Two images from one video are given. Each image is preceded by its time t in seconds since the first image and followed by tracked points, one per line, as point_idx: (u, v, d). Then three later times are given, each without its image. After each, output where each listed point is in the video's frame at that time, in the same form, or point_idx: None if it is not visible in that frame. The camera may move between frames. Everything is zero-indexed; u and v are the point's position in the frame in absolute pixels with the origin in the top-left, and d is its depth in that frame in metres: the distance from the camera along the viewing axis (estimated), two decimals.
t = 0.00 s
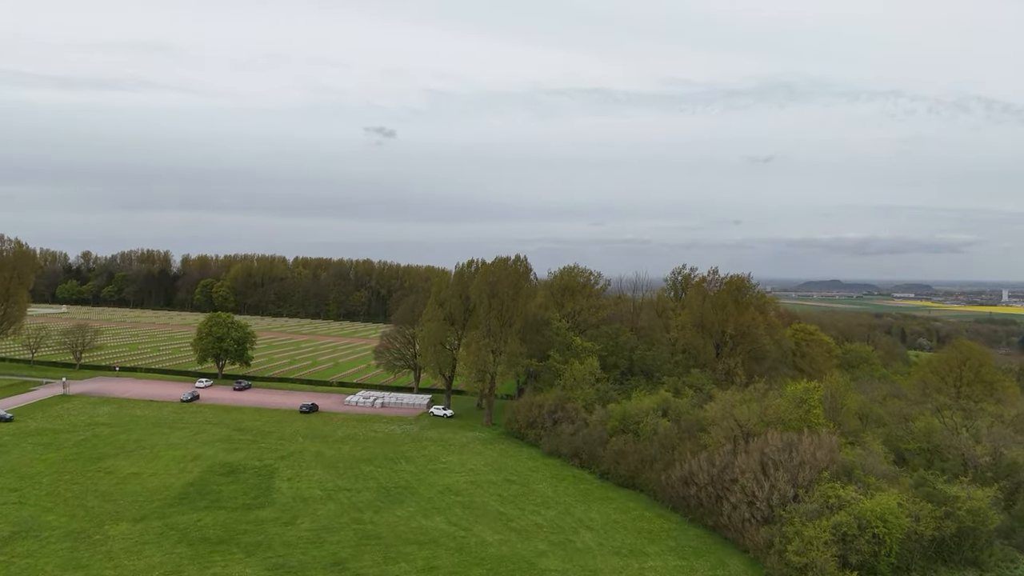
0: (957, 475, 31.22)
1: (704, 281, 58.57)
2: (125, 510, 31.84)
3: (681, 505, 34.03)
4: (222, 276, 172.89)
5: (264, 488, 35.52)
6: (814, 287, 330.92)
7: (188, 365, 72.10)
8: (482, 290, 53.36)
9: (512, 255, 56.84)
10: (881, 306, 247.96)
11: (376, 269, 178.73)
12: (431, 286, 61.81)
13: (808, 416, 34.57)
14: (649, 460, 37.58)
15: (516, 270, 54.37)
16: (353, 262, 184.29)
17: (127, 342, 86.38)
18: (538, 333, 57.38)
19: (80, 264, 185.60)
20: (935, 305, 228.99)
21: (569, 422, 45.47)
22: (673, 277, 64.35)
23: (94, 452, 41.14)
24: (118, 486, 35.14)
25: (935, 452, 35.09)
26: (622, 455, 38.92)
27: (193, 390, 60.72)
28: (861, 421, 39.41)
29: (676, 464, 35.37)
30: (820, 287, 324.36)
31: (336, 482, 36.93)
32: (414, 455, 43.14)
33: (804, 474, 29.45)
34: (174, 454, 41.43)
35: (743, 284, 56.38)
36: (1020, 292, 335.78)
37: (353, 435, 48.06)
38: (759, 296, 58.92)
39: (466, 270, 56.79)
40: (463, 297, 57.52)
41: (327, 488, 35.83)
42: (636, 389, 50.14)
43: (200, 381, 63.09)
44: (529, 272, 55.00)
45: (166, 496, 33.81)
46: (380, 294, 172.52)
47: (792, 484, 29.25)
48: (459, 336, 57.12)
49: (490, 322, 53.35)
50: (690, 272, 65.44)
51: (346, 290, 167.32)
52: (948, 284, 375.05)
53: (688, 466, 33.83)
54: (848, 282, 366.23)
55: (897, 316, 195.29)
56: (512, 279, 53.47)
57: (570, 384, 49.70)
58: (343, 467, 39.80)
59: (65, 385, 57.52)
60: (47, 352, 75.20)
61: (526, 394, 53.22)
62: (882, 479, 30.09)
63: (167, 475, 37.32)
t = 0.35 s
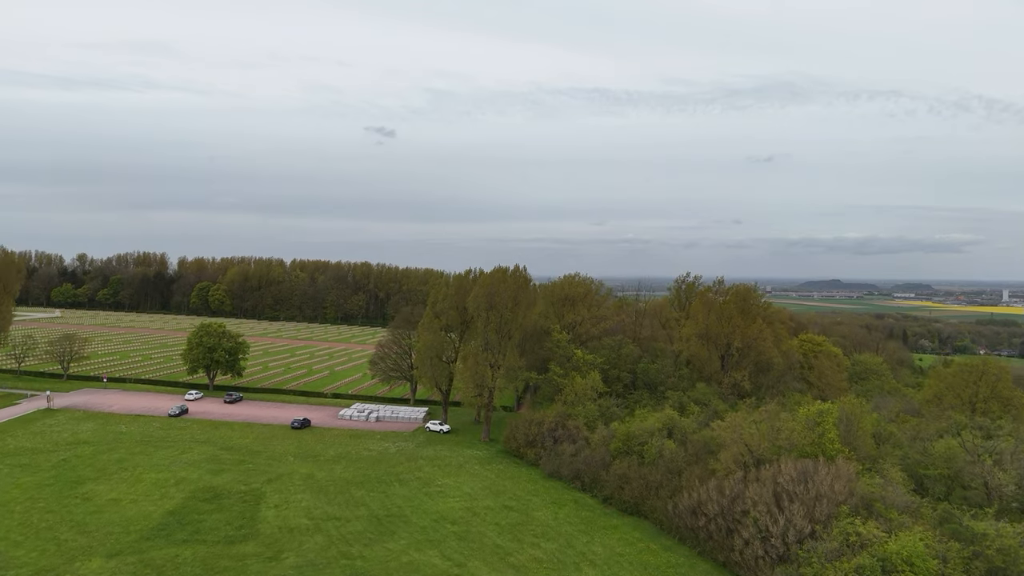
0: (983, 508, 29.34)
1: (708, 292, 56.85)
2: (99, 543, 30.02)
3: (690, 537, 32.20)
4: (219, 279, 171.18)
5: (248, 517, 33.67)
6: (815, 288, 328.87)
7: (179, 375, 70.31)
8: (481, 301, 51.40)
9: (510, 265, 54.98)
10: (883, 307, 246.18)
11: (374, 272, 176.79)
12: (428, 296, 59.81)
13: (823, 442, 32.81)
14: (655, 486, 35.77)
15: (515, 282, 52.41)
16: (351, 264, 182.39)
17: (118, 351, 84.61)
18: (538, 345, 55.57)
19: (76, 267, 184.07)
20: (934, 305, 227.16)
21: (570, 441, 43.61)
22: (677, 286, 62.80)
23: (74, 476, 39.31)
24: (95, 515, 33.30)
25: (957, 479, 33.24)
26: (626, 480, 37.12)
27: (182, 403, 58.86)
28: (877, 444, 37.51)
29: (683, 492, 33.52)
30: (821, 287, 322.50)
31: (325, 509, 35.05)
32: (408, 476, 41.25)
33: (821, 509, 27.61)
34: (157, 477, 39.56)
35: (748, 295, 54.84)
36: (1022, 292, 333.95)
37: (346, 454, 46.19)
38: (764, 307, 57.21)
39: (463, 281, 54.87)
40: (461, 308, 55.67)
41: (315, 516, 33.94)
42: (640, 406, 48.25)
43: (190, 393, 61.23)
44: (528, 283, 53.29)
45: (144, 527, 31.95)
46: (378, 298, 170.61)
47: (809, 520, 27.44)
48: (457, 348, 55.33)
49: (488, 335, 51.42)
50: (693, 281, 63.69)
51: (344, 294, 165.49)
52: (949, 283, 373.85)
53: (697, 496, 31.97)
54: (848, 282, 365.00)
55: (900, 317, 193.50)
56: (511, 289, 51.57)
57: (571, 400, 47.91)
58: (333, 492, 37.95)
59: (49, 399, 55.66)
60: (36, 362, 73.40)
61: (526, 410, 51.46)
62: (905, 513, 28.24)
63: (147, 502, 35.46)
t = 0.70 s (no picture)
0: (1013, 545, 27.52)
1: (714, 303, 55.04)
2: None
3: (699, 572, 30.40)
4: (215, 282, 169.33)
5: (230, 549, 31.81)
6: (815, 288, 326.44)
7: (168, 387, 68.36)
8: (478, 314, 49.61)
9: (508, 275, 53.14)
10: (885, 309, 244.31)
11: (371, 274, 174.96)
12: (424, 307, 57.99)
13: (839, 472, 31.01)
14: (661, 515, 33.98)
15: (513, 293, 50.71)
16: (348, 267, 180.50)
17: (108, 359, 82.65)
18: (537, 359, 53.73)
19: (70, 269, 182.17)
20: (936, 306, 225.40)
21: (571, 462, 41.80)
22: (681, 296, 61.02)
23: (50, 501, 37.43)
24: (68, 548, 31.43)
25: (980, 509, 31.43)
26: (630, 508, 35.31)
27: (170, 417, 56.93)
28: (894, 469, 35.70)
29: (691, 523, 31.78)
30: (822, 288, 320.61)
31: (313, 539, 33.20)
32: (401, 500, 39.37)
33: (841, 547, 25.83)
34: (137, 502, 37.66)
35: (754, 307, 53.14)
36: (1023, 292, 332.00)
37: (337, 474, 44.28)
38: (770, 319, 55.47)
39: (460, 292, 53.05)
40: (458, 320, 53.85)
41: (302, 548, 32.08)
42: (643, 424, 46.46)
43: (178, 406, 59.28)
44: (527, 295, 51.54)
45: (119, 562, 30.08)
46: (376, 301, 168.71)
47: (827, 560, 25.66)
48: (453, 362, 53.53)
49: (486, 349, 49.55)
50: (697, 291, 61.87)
51: (342, 297, 163.69)
52: (949, 283, 371.93)
53: (706, 528, 30.25)
54: (847, 282, 363.00)
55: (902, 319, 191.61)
56: (509, 302, 49.78)
57: (572, 418, 46.08)
58: (322, 519, 36.09)
59: (31, 414, 53.74)
60: (21, 372, 71.47)
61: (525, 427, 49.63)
62: (929, 551, 26.45)
63: (124, 532, 33.57)
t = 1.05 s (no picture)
0: None
1: (719, 315, 53.13)
2: None
3: None
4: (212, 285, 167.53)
5: None
6: (815, 288, 324.44)
7: (157, 399, 66.50)
8: (475, 328, 47.77)
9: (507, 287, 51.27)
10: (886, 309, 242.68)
11: (369, 277, 173.24)
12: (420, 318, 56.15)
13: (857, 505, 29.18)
14: (668, 547, 32.15)
15: (511, 306, 48.89)
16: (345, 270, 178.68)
17: (98, 369, 80.77)
18: (537, 373, 51.86)
19: (65, 272, 180.36)
20: (937, 306, 223.85)
21: (573, 485, 39.96)
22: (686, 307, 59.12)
23: (24, 529, 35.57)
24: None
25: (1009, 542, 29.49)
26: (635, 538, 33.47)
27: (157, 433, 55.01)
28: (914, 496, 33.78)
29: (701, 557, 30.01)
30: (822, 287, 318.85)
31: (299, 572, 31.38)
32: (394, 527, 37.52)
33: None
34: (116, 530, 35.77)
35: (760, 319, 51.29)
36: None
37: (328, 496, 42.41)
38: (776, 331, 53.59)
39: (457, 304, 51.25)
40: (455, 334, 52.03)
41: None
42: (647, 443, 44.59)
43: (167, 420, 57.38)
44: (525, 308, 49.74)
45: None
46: (374, 304, 166.88)
47: None
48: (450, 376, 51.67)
49: (483, 364, 47.71)
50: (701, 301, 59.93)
51: (339, 300, 161.89)
52: (948, 283, 369.78)
53: (717, 564, 28.46)
54: (843, 281, 360.85)
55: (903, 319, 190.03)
56: (507, 315, 47.96)
57: (573, 437, 44.20)
58: (310, 548, 34.26)
59: (13, 430, 51.83)
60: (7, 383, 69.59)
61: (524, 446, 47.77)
62: None
63: (101, 565, 31.74)
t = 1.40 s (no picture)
0: None
1: (726, 328, 51.14)
2: None
3: None
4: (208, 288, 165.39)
5: None
6: (815, 287, 321.98)
7: (146, 412, 64.56)
8: (472, 343, 45.86)
9: (506, 300, 49.28)
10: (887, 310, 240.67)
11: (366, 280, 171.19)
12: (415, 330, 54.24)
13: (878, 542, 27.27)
14: None
15: (510, 320, 46.99)
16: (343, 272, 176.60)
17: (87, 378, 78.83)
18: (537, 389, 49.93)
19: (60, 274, 178.35)
20: (938, 306, 221.85)
21: (574, 510, 38.09)
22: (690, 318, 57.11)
23: None
24: None
25: None
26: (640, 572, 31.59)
27: (143, 449, 53.13)
28: (936, 528, 31.81)
29: None
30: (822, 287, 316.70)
31: None
32: (386, 556, 35.66)
33: None
34: (93, 561, 33.93)
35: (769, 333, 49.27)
36: None
37: (318, 520, 40.56)
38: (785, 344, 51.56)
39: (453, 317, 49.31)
40: (452, 347, 50.09)
41: None
42: (652, 464, 42.82)
43: (154, 436, 55.50)
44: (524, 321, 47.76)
45: None
46: (371, 308, 164.70)
47: None
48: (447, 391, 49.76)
49: (481, 381, 45.86)
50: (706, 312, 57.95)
51: (337, 303, 159.74)
52: (948, 282, 367.85)
53: None
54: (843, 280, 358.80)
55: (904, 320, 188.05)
56: (505, 330, 46.05)
57: (574, 458, 42.32)
58: None
59: None
60: None
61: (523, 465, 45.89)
62: None
63: None
